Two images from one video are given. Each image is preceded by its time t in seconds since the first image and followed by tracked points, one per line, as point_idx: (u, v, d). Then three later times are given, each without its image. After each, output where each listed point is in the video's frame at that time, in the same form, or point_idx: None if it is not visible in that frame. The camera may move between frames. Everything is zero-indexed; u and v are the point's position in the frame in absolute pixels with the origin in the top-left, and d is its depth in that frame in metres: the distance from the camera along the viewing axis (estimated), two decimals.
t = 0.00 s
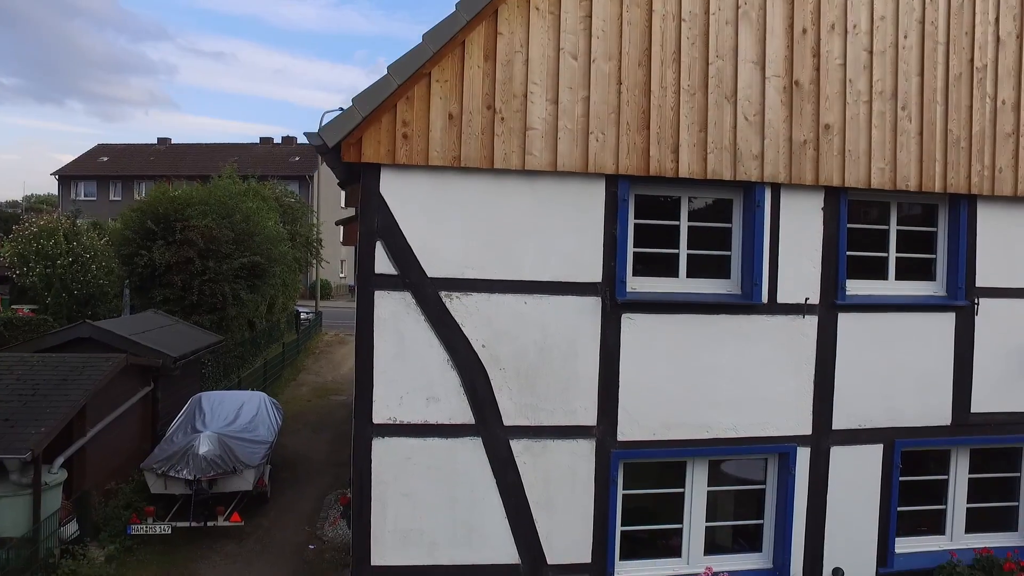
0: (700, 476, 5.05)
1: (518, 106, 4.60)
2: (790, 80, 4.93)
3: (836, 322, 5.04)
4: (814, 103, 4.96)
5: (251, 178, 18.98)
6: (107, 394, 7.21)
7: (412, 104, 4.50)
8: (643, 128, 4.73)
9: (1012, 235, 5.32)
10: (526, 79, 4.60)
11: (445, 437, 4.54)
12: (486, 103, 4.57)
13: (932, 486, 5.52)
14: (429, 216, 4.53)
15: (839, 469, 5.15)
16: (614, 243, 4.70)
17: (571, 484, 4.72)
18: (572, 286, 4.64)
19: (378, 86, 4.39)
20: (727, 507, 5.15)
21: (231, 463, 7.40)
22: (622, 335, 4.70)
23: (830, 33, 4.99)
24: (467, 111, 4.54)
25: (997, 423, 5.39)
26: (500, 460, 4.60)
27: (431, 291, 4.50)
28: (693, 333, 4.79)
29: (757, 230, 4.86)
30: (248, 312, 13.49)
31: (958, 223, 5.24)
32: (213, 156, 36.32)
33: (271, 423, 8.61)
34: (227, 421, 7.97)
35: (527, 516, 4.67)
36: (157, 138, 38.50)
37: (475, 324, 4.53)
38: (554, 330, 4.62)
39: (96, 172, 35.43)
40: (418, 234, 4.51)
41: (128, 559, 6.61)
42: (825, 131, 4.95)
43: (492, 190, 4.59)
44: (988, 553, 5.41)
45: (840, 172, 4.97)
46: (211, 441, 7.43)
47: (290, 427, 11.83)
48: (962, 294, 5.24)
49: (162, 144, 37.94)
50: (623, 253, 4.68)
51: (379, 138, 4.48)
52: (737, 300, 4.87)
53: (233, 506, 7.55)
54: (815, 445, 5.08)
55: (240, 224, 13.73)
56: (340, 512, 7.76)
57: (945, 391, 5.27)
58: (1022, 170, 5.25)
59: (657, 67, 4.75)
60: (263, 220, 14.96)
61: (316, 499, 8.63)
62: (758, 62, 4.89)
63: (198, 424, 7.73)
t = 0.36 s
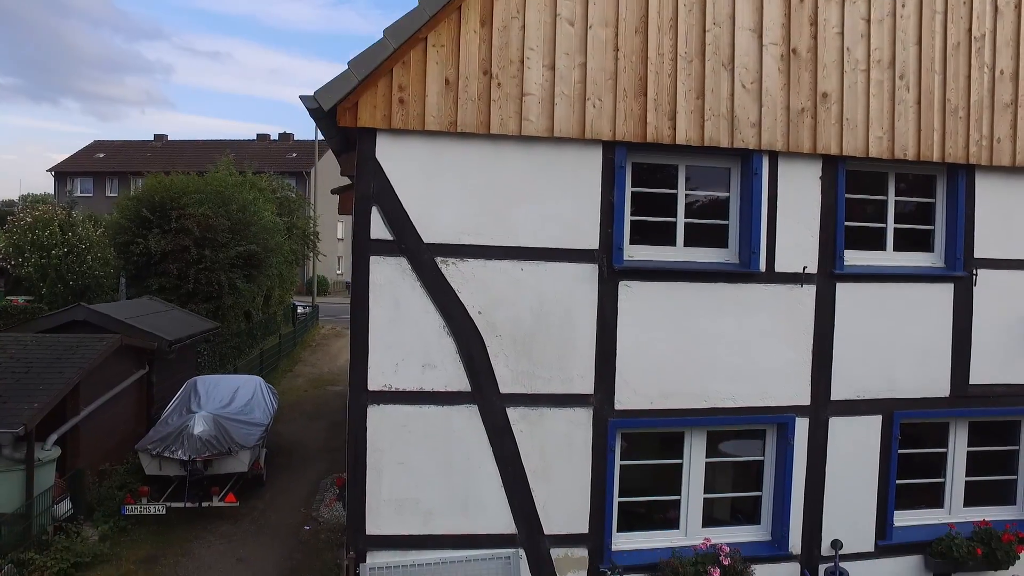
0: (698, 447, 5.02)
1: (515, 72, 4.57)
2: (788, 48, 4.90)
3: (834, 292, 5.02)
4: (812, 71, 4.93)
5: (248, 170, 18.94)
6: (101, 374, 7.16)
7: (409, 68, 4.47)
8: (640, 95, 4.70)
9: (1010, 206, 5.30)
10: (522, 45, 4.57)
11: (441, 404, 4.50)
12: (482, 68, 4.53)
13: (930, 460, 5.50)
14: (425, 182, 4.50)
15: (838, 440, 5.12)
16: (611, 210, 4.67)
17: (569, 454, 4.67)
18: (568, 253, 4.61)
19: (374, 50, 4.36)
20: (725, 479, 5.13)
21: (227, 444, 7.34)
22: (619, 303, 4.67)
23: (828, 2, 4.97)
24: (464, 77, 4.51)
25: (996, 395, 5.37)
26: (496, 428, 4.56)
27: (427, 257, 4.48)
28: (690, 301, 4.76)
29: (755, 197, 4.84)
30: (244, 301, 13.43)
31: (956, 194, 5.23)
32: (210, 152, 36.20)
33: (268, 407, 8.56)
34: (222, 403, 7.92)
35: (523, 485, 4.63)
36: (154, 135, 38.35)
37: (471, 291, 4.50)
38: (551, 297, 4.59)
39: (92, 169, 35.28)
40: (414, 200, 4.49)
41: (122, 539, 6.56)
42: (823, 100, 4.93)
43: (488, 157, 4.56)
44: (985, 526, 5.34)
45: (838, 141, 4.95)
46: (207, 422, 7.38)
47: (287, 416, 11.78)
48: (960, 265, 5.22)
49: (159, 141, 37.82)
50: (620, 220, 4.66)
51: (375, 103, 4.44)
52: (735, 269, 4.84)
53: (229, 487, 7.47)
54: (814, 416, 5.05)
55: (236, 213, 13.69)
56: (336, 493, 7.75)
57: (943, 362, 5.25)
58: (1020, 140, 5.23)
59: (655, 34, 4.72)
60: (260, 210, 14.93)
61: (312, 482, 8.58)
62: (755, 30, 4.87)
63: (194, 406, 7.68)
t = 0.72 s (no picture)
0: (694, 417, 4.98)
1: (509, 36, 4.53)
2: (784, 15, 4.88)
3: (830, 260, 4.99)
4: (808, 38, 4.91)
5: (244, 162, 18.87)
6: (93, 352, 7.10)
7: (402, 31, 4.43)
8: (635, 60, 4.66)
9: (1006, 176, 5.29)
10: (517, 9, 4.54)
11: (435, 370, 4.46)
12: (476, 31, 4.50)
13: (927, 431, 5.49)
14: (418, 146, 4.47)
15: (834, 410, 5.09)
16: (606, 176, 4.64)
17: (564, 421, 4.63)
18: (563, 219, 4.58)
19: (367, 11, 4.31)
20: (721, 449, 5.10)
21: (220, 423, 7.30)
22: (614, 269, 4.64)
23: None
24: (457, 40, 4.48)
25: (993, 366, 5.35)
26: (490, 395, 4.52)
27: (421, 220, 4.44)
28: (686, 267, 4.73)
29: (750, 164, 4.81)
30: (239, 290, 13.36)
31: (951, 163, 5.21)
32: (206, 148, 36.07)
33: (262, 389, 8.51)
34: (216, 384, 7.87)
35: (518, 453, 4.58)
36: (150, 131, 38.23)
37: (465, 255, 4.47)
38: (546, 262, 4.56)
39: (87, 164, 35.12)
40: (408, 164, 4.45)
41: (114, 517, 6.50)
42: (819, 66, 4.90)
43: (482, 121, 4.53)
44: (982, 497, 5.32)
45: (834, 108, 4.92)
46: (200, 402, 7.33)
47: (282, 403, 11.72)
48: (956, 235, 5.20)
49: (155, 137, 37.69)
50: (615, 185, 4.63)
51: (369, 66, 4.40)
52: (731, 236, 4.81)
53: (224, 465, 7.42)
54: (810, 384, 5.02)
55: (232, 202, 13.62)
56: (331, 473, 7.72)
57: (940, 332, 5.22)
58: (1016, 109, 5.21)
59: None
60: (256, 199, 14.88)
61: (307, 465, 8.54)
62: None
63: (187, 387, 7.63)
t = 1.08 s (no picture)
0: (689, 384, 4.96)
1: None
2: None
3: (825, 226, 4.98)
4: (803, 3, 4.89)
5: (239, 153, 18.82)
6: (85, 330, 7.05)
7: None
8: (629, 24, 4.64)
9: (1001, 144, 5.28)
10: None
11: (427, 333, 4.44)
12: None
13: (922, 401, 5.48)
14: (411, 108, 4.44)
15: (830, 377, 5.07)
16: (600, 140, 4.62)
17: (558, 386, 4.60)
18: (556, 182, 4.56)
19: None
20: (717, 417, 5.07)
21: (214, 400, 7.26)
22: (608, 233, 4.62)
23: None
24: (450, 2, 4.45)
25: (988, 335, 5.33)
26: (483, 359, 4.49)
27: (414, 183, 4.42)
28: (680, 232, 4.71)
29: (744, 130, 4.80)
30: (235, 278, 13.33)
31: (946, 131, 5.20)
32: (202, 144, 36.00)
33: (256, 371, 8.47)
34: (209, 364, 7.84)
35: (511, 418, 4.55)
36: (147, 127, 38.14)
37: (458, 218, 4.45)
38: (539, 226, 4.54)
39: (83, 160, 35.02)
40: (400, 126, 4.42)
41: (106, 494, 6.46)
42: (813, 32, 4.89)
43: (475, 84, 4.50)
44: (978, 466, 5.31)
45: (828, 74, 4.91)
46: (193, 379, 7.29)
47: (277, 390, 11.67)
48: (951, 203, 5.19)
49: (151, 133, 37.59)
50: (609, 149, 4.61)
51: (361, 28, 4.37)
52: (725, 202, 4.80)
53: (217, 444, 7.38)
54: (805, 352, 5.01)
55: (227, 190, 13.58)
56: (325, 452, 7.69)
57: (935, 300, 5.21)
58: (1011, 77, 5.20)
59: None
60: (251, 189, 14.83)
61: (301, 446, 8.50)
62: None
63: (180, 366, 7.60)
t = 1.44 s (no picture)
0: (683, 354, 4.95)
1: None
2: None
3: (820, 196, 4.97)
4: None
5: (236, 146, 18.79)
6: (78, 310, 7.02)
7: None
8: None
9: (995, 116, 5.28)
10: None
11: (421, 299, 4.43)
12: None
13: (917, 374, 5.47)
14: (405, 74, 4.42)
15: (825, 348, 5.07)
16: (594, 107, 4.62)
17: (552, 354, 4.58)
18: (551, 149, 4.55)
19: None
20: (713, 387, 5.06)
21: (209, 380, 7.23)
22: (602, 200, 4.61)
23: None
24: None
25: (983, 307, 5.33)
26: (477, 325, 4.48)
27: (408, 149, 4.41)
28: (674, 200, 4.71)
29: (739, 98, 4.80)
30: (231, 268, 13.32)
31: (941, 102, 5.20)
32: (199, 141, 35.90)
33: (252, 354, 8.45)
34: (204, 346, 7.81)
35: (505, 386, 4.54)
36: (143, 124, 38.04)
37: (451, 184, 4.44)
38: (534, 193, 4.53)
39: (79, 157, 34.87)
40: (394, 92, 4.41)
41: (100, 473, 6.42)
42: (808, 1, 4.89)
43: (469, 50, 4.48)
44: (973, 438, 5.30)
45: (822, 44, 4.91)
46: (187, 360, 7.28)
47: (272, 379, 11.64)
48: (946, 174, 5.19)
49: (148, 130, 37.52)
50: (604, 117, 4.61)
51: None
52: (719, 170, 4.79)
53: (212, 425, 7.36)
54: (800, 321, 5.00)
55: (224, 179, 13.56)
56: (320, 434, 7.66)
57: (930, 271, 5.21)
58: (1005, 49, 5.21)
59: None
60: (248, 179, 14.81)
61: (296, 430, 8.47)
62: None
63: (175, 347, 7.57)
